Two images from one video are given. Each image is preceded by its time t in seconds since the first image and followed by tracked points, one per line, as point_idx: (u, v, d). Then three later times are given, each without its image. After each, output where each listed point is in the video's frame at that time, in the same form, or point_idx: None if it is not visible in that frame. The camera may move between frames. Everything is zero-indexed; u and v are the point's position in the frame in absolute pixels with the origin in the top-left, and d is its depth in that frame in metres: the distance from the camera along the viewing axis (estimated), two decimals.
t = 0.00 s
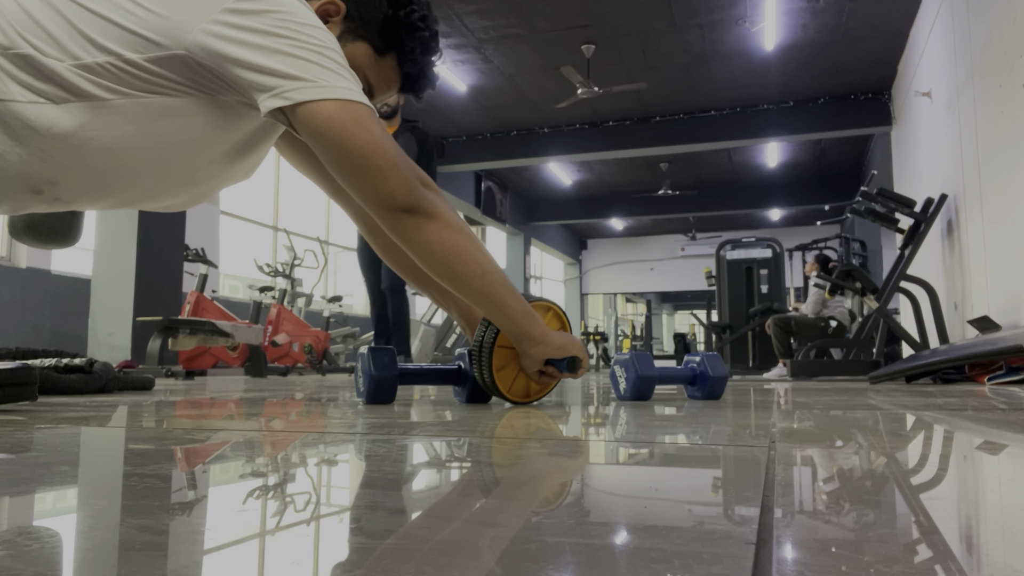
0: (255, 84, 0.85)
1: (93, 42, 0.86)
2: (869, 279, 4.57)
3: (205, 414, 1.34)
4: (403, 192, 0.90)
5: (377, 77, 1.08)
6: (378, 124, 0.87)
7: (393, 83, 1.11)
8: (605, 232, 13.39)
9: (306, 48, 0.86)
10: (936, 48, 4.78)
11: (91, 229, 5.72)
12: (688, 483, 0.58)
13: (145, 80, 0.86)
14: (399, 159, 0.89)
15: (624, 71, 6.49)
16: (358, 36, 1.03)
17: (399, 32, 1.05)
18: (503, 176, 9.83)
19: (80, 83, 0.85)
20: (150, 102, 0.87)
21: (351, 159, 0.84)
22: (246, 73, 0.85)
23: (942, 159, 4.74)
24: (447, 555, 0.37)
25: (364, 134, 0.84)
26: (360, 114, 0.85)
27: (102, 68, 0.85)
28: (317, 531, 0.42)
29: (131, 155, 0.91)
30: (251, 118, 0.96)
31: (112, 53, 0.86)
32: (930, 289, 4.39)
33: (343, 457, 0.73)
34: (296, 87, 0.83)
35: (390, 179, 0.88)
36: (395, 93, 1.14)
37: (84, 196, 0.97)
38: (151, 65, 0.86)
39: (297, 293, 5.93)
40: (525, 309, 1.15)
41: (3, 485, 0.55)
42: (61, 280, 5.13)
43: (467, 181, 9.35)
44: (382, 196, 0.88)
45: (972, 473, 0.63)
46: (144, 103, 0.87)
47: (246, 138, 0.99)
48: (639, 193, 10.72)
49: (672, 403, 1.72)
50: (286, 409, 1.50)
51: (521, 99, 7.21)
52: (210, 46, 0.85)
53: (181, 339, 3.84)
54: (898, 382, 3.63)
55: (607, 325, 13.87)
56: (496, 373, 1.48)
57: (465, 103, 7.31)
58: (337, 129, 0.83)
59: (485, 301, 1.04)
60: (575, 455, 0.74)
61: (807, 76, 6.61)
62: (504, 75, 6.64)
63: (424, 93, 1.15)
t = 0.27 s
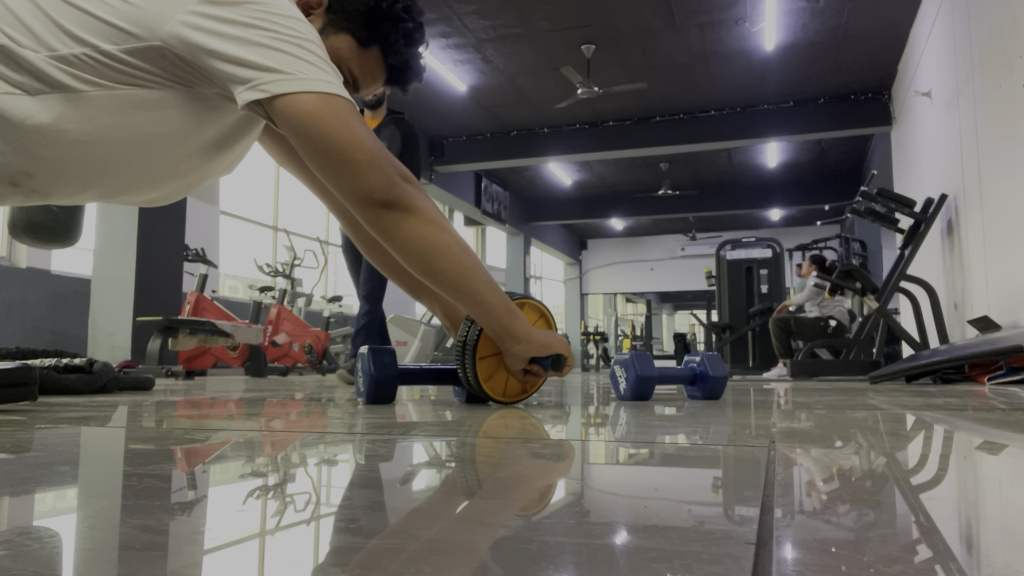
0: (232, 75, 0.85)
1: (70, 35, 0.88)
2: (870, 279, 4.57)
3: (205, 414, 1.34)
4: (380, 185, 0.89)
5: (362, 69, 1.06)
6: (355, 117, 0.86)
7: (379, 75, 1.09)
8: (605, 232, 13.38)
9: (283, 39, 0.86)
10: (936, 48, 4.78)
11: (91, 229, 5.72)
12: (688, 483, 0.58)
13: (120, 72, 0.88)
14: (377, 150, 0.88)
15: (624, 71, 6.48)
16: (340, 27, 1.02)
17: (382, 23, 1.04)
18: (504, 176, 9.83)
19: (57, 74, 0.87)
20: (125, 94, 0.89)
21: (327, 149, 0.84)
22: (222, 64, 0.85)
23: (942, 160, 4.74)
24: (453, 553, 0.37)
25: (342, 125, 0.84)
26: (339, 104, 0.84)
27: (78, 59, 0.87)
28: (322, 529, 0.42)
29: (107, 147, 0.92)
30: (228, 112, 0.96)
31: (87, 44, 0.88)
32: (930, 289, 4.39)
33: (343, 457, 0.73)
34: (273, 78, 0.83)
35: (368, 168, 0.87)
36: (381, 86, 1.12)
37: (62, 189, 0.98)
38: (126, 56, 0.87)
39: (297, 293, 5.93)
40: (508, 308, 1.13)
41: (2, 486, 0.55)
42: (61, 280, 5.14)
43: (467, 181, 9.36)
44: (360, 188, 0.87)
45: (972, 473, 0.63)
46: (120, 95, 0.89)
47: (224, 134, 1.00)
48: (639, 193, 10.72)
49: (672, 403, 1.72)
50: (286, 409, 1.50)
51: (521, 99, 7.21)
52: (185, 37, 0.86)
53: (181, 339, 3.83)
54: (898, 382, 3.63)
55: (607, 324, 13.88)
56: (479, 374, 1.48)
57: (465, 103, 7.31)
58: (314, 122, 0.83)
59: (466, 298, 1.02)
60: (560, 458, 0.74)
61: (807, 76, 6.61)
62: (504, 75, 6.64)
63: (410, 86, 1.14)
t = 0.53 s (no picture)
0: (182, 54, 0.82)
1: (23, 14, 0.87)
2: (869, 279, 4.57)
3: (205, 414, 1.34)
4: (334, 172, 0.85)
5: (328, 57, 1.03)
6: (310, 99, 0.83)
7: (346, 64, 1.06)
8: (605, 232, 13.38)
9: (237, 18, 0.82)
10: (936, 48, 4.78)
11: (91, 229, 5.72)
12: (688, 483, 0.58)
13: (72, 50, 0.85)
14: (333, 135, 0.85)
15: (624, 71, 6.48)
16: (305, 14, 0.98)
17: (349, 9, 1.00)
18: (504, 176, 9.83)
19: (6, 54, 0.84)
20: (78, 74, 0.86)
21: (280, 133, 0.80)
22: (173, 42, 0.83)
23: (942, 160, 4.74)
24: (449, 553, 0.37)
25: (294, 107, 0.80)
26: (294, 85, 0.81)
27: (30, 38, 0.85)
28: (322, 529, 0.42)
29: (61, 131, 0.89)
30: (186, 95, 0.94)
31: (39, 22, 0.85)
32: (930, 288, 4.39)
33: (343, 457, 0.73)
34: (221, 57, 0.79)
35: (323, 153, 0.84)
36: (350, 74, 1.08)
37: (19, 175, 0.96)
38: (79, 35, 0.85)
39: (297, 293, 5.93)
40: (470, 304, 1.10)
41: (2, 486, 0.55)
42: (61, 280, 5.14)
43: (467, 181, 9.37)
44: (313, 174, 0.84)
45: (972, 473, 0.63)
46: (71, 76, 0.86)
47: (183, 118, 0.97)
48: (639, 193, 10.73)
49: (672, 403, 1.72)
50: (286, 409, 1.50)
51: (521, 99, 7.21)
52: (138, 15, 0.83)
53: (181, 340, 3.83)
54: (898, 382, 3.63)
55: (607, 324, 13.89)
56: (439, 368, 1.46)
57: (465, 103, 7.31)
58: (266, 102, 0.79)
59: (426, 294, 0.99)
60: (520, 463, 0.71)
61: (807, 76, 6.61)
62: (504, 75, 6.64)
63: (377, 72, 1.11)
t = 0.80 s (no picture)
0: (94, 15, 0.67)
1: None
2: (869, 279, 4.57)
3: (205, 414, 1.34)
4: (252, 159, 0.70)
5: (277, 33, 0.86)
6: (231, 73, 0.67)
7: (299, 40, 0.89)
8: (605, 232, 13.38)
9: None
10: (936, 48, 4.78)
11: (91, 228, 5.72)
12: (687, 483, 0.58)
13: None
14: (255, 119, 0.70)
15: (624, 71, 6.49)
16: None
17: None
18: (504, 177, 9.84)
19: None
20: None
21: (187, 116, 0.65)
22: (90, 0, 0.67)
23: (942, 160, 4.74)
24: (445, 553, 0.37)
25: (212, 78, 0.65)
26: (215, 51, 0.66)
27: None
28: (317, 530, 0.42)
29: None
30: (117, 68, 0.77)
31: None
32: (930, 289, 4.39)
33: (341, 457, 0.73)
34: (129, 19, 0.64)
35: (240, 137, 0.68)
36: (302, 51, 0.91)
37: None
38: None
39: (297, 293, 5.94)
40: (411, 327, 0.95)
41: (2, 486, 0.55)
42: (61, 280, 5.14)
43: (467, 181, 9.38)
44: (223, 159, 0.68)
45: (972, 473, 0.63)
46: None
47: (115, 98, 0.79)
48: (639, 193, 10.74)
49: (672, 403, 1.72)
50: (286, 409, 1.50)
51: (522, 99, 7.21)
52: None
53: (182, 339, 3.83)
54: (898, 382, 3.64)
55: (607, 324, 13.91)
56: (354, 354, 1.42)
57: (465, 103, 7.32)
58: (170, 70, 0.64)
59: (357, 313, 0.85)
60: (432, 472, 0.65)
61: (807, 77, 6.61)
62: (504, 76, 6.64)
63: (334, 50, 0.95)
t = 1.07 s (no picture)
0: None
1: None
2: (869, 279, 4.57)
3: (206, 414, 1.34)
4: (121, 122, 0.82)
5: None
6: (120, 39, 0.79)
7: None
8: (605, 232, 13.37)
9: None
10: (936, 48, 4.78)
11: (91, 228, 5.72)
12: (688, 483, 0.58)
13: None
14: (129, 83, 0.81)
15: (624, 71, 6.49)
16: None
17: None
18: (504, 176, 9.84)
19: None
20: None
21: (59, 63, 0.76)
22: None
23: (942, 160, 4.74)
24: (444, 553, 0.37)
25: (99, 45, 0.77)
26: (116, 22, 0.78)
27: None
28: (311, 531, 0.42)
29: None
30: None
31: None
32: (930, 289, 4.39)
33: (341, 457, 0.73)
34: None
35: (109, 100, 0.80)
36: None
37: None
38: None
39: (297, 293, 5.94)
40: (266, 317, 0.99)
41: (2, 486, 0.55)
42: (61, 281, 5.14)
43: (467, 181, 9.38)
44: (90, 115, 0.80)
45: (972, 473, 0.63)
46: None
47: None
48: (639, 193, 10.73)
49: (671, 403, 1.72)
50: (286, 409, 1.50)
51: (522, 99, 7.21)
52: None
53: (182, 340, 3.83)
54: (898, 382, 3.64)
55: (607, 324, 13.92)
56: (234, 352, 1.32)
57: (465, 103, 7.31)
58: (54, 22, 0.75)
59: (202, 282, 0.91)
60: (282, 488, 0.55)
61: (807, 76, 6.61)
62: (504, 75, 6.64)
63: None
